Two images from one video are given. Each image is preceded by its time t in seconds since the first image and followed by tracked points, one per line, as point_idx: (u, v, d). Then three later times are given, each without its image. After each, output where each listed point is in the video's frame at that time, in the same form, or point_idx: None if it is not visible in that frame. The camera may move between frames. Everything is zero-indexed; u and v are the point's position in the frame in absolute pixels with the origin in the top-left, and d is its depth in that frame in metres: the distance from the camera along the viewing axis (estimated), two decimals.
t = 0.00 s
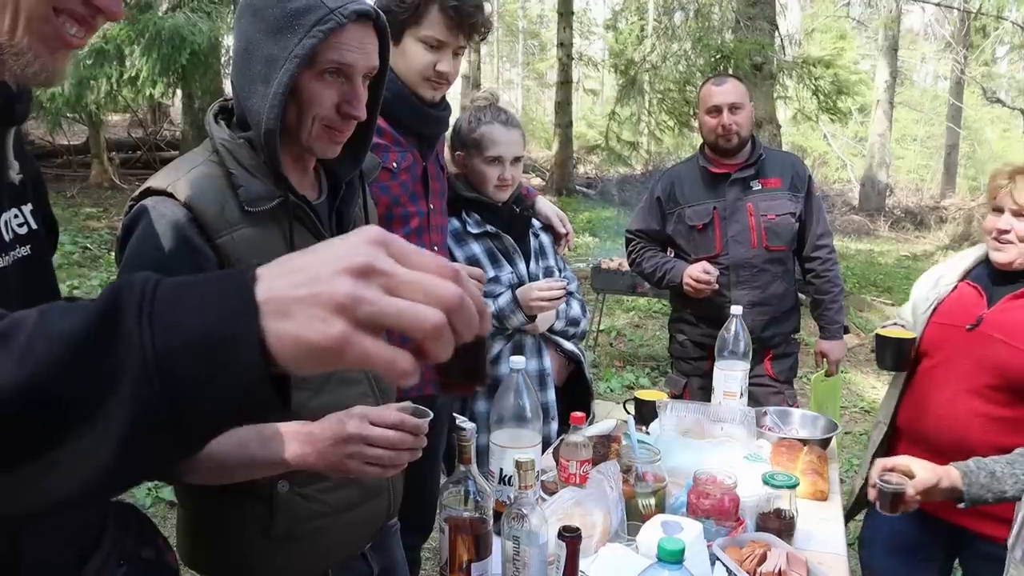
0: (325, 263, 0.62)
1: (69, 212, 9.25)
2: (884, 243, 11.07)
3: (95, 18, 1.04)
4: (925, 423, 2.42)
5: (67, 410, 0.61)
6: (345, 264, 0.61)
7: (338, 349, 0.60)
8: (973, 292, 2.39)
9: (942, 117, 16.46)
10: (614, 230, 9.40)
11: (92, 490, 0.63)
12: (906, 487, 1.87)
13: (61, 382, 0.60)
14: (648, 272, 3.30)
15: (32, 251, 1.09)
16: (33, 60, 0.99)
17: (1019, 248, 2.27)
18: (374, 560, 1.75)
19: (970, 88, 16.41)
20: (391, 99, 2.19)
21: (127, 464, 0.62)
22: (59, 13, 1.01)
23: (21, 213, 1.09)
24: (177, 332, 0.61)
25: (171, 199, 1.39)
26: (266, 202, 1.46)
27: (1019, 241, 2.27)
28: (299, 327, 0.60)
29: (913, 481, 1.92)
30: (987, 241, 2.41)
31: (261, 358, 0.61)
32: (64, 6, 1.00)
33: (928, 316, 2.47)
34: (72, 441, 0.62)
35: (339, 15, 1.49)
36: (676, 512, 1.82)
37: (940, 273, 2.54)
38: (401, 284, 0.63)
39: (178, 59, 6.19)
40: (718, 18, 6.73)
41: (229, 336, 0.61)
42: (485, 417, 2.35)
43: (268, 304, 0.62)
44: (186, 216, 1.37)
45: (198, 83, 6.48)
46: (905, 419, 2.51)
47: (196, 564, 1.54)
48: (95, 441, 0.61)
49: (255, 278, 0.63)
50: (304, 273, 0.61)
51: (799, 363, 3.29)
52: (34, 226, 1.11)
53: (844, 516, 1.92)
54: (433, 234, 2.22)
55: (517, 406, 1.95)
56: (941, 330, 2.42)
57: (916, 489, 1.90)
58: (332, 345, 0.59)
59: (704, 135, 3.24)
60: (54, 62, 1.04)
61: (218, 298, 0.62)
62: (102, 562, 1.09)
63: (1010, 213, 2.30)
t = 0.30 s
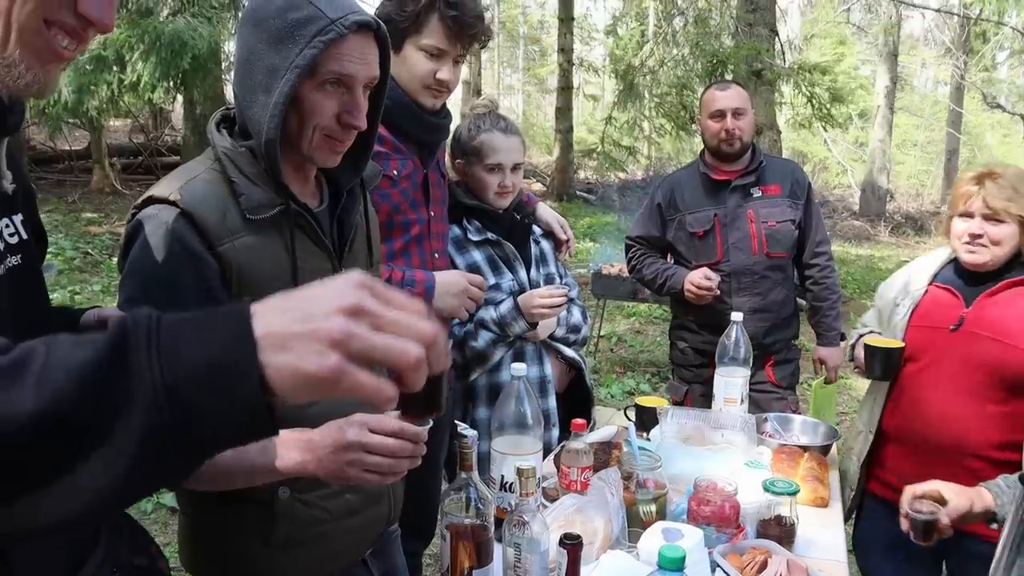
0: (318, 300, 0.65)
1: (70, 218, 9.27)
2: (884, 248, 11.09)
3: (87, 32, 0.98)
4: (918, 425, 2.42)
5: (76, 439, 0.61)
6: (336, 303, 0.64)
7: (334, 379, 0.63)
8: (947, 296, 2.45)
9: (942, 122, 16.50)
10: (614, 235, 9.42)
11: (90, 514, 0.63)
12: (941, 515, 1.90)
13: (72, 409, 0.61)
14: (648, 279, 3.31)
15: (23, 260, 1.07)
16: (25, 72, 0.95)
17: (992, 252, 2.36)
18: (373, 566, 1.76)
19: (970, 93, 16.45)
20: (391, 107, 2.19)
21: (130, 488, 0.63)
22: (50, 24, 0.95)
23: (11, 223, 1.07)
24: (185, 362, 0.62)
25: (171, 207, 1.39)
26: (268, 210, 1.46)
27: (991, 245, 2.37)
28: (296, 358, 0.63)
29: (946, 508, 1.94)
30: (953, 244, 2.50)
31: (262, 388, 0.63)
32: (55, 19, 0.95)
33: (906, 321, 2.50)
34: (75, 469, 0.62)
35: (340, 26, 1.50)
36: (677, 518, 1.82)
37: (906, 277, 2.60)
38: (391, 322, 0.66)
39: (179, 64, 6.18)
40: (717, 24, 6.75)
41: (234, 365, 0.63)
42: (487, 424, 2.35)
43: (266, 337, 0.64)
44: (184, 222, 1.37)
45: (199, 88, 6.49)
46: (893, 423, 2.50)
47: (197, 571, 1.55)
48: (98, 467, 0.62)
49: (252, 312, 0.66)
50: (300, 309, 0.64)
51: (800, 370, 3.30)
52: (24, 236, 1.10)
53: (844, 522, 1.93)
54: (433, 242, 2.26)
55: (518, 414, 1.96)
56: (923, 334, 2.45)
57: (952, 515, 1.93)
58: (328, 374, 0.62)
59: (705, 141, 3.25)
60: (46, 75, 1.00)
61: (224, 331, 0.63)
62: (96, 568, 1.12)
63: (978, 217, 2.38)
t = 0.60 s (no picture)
0: (328, 353, 0.67)
1: (71, 224, 9.27)
2: (883, 254, 11.11)
3: (96, 48, 0.96)
4: (916, 427, 2.41)
5: (95, 471, 0.63)
6: (345, 356, 0.66)
7: (342, 428, 0.65)
8: (931, 300, 2.46)
9: (942, 129, 16.53)
10: (614, 241, 9.43)
11: (107, 544, 0.65)
12: (956, 537, 1.89)
13: (92, 443, 0.63)
14: (648, 285, 3.31)
15: (26, 269, 1.07)
16: (34, 87, 0.94)
17: (976, 255, 2.40)
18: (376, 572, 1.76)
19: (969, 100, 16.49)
20: (393, 115, 2.21)
21: (145, 520, 0.65)
22: (61, 40, 0.93)
23: (15, 232, 1.08)
24: (199, 404, 0.64)
25: (175, 213, 1.40)
26: (270, 216, 1.46)
27: (975, 248, 2.40)
28: (305, 407, 0.65)
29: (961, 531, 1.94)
30: (931, 246, 2.52)
31: (271, 433, 0.65)
32: (65, 34, 0.92)
33: (892, 325, 2.50)
34: (93, 500, 0.64)
35: (338, 34, 1.50)
36: (679, 524, 1.82)
37: (883, 278, 2.62)
38: (395, 376, 0.69)
39: (180, 70, 6.17)
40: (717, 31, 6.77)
41: (246, 408, 0.64)
42: (488, 430, 2.35)
43: (278, 383, 0.66)
44: (187, 228, 1.39)
45: (200, 95, 6.49)
46: (887, 425, 2.48)
47: None
48: (115, 499, 0.64)
49: (265, 358, 0.67)
50: (310, 359, 0.66)
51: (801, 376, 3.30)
52: (28, 245, 1.10)
53: (846, 529, 1.93)
54: (435, 249, 2.27)
55: (520, 420, 1.96)
56: (911, 337, 2.45)
57: (966, 536, 1.92)
58: (338, 423, 0.64)
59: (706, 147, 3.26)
60: (55, 90, 0.98)
61: (238, 375, 0.65)
62: None
63: (961, 221, 2.40)
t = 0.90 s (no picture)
0: (349, 367, 0.71)
1: (71, 230, 9.27)
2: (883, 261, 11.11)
3: (105, 56, 0.96)
4: (918, 435, 2.41)
5: (119, 480, 0.65)
6: (369, 371, 0.71)
7: (363, 442, 0.69)
8: (932, 308, 2.46)
9: (941, 135, 16.55)
10: (614, 247, 9.44)
11: (125, 556, 0.66)
12: (953, 538, 1.89)
13: (117, 453, 0.64)
14: (648, 292, 3.32)
15: (33, 275, 1.08)
16: (43, 95, 0.95)
17: (976, 263, 2.39)
18: None
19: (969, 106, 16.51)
20: (396, 123, 2.21)
21: (167, 530, 0.66)
22: (70, 49, 0.93)
23: (23, 239, 1.08)
24: (223, 417, 0.67)
25: (180, 220, 1.41)
26: (275, 222, 1.47)
27: (976, 256, 2.40)
28: (327, 420, 0.69)
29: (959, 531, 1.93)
30: (926, 254, 2.52)
31: (292, 444, 0.68)
32: (74, 43, 0.93)
33: (891, 332, 2.50)
34: (118, 510, 0.65)
35: (343, 43, 1.51)
36: (682, 531, 1.82)
37: (877, 284, 2.61)
38: (415, 391, 0.74)
39: (181, 77, 6.17)
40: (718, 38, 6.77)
41: (270, 419, 0.67)
42: (489, 437, 2.36)
43: (299, 397, 0.69)
44: (192, 233, 1.39)
45: (202, 100, 6.49)
46: (889, 432, 2.48)
47: None
48: (140, 508, 0.65)
49: (284, 371, 0.71)
50: (332, 374, 0.71)
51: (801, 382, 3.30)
52: (35, 252, 1.11)
53: (847, 535, 1.93)
54: (438, 256, 2.28)
55: (522, 426, 1.96)
56: (911, 344, 2.46)
57: (964, 536, 1.92)
58: (358, 437, 0.69)
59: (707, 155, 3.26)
60: (63, 98, 0.99)
61: (259, 388, 0.68)
62: None
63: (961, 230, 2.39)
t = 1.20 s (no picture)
0: (359, 353, 0.72)
1: (71, 232, 9.26)
2: (883, 263, 11.11)
3: (110, 53, 0.96)
4: (921, 437, 2.42)
5: (130, 472, 0.65)
6: (378, 356, 0.72)
7: (374, 427, 0.69)
8: (936, 310, 2.46)
9: (941, 137, 16.57)
10: (614, 249, 9.43)
11: (138, 547, 0.66)
12: (962, 541, 1.90)
13: (128, 445, 0.64)
14: (648, 294, 3.31)
15: (41, 275, 1.08)
16: (48, 92, 0.95)
17: (980, 263, 2.40)
18: None
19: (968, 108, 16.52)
20: (398, 124, 2.21)
21: (178, 523, 0.66)
22: (74, 46, 0.93)
23: (31, 238, 1.08)
24: (235, 406, 0.67)
25: (184, 220, 1.41)
26: (280, 222, 1.47)
27: (980, 256, 2.40)
28: (338, 407, 0.69)
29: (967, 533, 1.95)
30: (930, 254, 2.50)
31: (304, 434, 0.68)
32: (79, 39, 0.93)
33: (895, 334, 2.49)
34: (130, 501, 0.65)
35: (347, 43, 1.51)
36: (683, 533, 1.83)
37: (881, 285, 2.60)
38: (425, 375, 0.74)
39: (181, 80, 6.17)
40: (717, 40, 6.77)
41: (282, 408, 0.67)
42: (493, 438, 2.35)
43: (310, 386, 0.69)
44: (195, 232, 1.39)
45: (201, 103, 6.48)
46: (893, 435, 2.48)
47: None
48: (154, 498, 0.65)
49: (294, 360, 0.71)
50: (342, 360, 0.71)
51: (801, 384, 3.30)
52: (42, 251, 1.11)
53: (848, 537, 1.93)
54: (439, 257, 2.28)
55: (523, 428, 1.96)
56: (915, 346, 2.45)
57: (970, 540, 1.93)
58: (369, 422, 0.69)
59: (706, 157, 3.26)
60: (69, 94, 0.99)
61: (271, 377, 0.68)
62: None
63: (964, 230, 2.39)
